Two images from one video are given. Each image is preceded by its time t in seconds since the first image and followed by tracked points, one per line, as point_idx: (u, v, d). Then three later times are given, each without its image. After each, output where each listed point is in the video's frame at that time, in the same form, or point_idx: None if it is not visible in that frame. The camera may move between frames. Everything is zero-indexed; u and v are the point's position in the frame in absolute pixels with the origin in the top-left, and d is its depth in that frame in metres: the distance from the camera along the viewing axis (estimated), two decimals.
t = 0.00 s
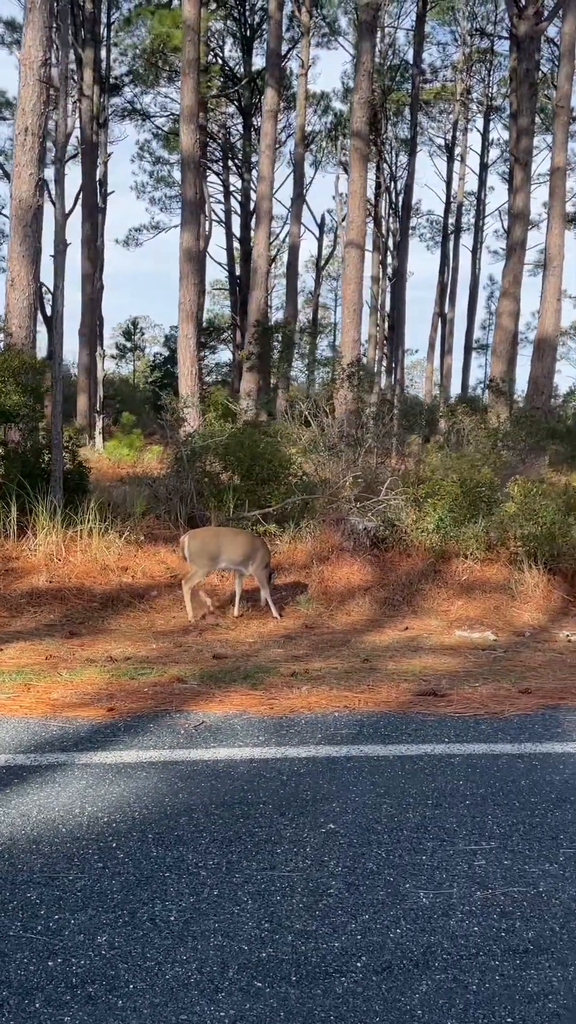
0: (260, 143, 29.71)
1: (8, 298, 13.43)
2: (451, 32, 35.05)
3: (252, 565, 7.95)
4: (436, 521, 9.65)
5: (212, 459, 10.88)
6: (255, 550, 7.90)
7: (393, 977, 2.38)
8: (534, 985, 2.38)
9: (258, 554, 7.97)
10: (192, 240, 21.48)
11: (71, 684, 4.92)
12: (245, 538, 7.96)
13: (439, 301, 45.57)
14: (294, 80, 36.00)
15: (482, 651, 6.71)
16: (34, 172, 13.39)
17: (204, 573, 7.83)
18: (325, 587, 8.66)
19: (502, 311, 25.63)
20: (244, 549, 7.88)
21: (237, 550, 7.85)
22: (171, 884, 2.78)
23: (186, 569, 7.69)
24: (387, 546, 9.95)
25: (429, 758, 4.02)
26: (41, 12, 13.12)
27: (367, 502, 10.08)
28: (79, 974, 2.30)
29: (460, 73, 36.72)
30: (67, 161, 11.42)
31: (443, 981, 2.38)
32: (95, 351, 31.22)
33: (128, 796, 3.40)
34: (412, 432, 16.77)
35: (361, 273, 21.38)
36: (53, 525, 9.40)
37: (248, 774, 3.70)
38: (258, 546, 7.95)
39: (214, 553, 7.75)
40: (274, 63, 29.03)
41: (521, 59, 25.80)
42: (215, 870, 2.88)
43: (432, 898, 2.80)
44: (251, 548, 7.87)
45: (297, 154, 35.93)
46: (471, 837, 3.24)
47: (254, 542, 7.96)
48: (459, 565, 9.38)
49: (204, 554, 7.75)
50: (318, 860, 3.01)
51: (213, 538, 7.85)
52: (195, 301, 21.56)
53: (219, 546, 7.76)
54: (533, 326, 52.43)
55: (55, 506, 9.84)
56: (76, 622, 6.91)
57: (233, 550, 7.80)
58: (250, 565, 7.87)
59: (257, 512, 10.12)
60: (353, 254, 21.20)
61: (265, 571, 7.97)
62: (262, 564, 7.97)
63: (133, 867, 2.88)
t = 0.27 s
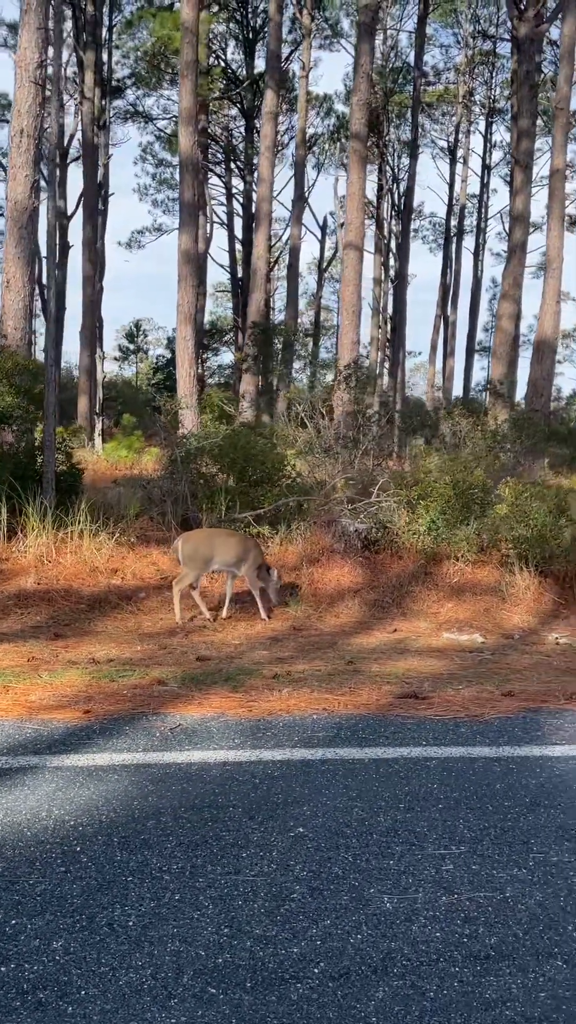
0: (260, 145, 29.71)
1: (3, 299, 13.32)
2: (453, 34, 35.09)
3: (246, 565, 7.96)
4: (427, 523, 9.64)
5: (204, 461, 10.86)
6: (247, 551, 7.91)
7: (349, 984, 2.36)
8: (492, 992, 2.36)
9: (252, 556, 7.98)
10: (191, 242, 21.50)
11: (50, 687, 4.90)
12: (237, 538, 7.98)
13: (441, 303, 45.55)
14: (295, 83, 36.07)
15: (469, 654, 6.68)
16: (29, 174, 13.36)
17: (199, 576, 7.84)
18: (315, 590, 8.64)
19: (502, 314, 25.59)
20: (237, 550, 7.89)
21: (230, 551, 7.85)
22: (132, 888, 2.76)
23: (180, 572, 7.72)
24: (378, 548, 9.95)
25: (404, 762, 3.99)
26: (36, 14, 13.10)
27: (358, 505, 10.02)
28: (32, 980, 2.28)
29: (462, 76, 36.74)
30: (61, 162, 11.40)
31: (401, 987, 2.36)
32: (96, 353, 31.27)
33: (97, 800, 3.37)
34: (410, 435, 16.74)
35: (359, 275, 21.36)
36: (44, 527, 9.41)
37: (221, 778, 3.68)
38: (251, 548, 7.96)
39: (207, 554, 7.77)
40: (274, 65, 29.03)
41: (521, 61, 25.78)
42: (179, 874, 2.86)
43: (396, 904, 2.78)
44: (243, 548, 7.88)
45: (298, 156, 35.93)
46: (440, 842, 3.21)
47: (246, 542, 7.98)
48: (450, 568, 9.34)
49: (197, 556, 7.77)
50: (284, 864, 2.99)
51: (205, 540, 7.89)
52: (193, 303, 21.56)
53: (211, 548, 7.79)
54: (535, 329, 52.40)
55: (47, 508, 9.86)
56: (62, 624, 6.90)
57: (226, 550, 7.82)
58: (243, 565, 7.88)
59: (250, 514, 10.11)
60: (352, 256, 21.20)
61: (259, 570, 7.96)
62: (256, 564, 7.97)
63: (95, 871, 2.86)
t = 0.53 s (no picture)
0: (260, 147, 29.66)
1: None
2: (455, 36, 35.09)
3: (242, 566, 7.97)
4: (419, 526, 9.59)
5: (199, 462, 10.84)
6: (244, 552, 7.92)
7: (304, 991, 2.33)
8: (446, 998, 2.33)
9: (250, 559, 8.00)
10: (189, 244, 21.48)
11: (30, 689, 4.87)
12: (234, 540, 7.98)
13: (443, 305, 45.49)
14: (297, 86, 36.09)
15: (455, 656, 6.65)
16: (25, 176, 13.28)
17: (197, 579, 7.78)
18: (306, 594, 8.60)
19: (503, 316, 25.52)
20: (233, 551, 7.88)
21: (228, 553, 7.85)
22: (92, 892, 2.73)
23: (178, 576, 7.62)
24: (369, 550, 9.94)
25: (380, 765, 3.96)
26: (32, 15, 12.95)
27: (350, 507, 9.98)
28: None
29: (464, 78, 36.84)
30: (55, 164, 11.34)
31: (355, 993, 2.33)
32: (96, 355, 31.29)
33: (64, 803, 3.35)
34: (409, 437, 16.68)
35: (359, 277, 21.29)
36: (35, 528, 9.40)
37: (193, 781, 3.65)
38: (248, 550, 7.97)
39: (206, 557, 7.72)
40: (274, 68, 29.00)
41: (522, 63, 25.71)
42: (141, 878, 2.84)
43: (358, 909, 2.75)
44: (240, 549, 7.89)
45: (299, 159, 35.92)
46: (408, 846, 3.18)
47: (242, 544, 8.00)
48: (440, 570, 9.32)
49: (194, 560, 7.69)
50: (248, 867, 2.96)
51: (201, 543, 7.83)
52: (192, 305, 21.53)
53: (208, 550, 7.74)
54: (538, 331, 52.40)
55: (39, 510, 9.85)
56: (46, 626, 6.88)
57: (223, 552, 7.78)
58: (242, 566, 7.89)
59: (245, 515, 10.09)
60: (351, 258, 21.14)
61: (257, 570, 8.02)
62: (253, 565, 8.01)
63: (56, 875, 2.83)
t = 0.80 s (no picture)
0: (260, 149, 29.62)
1: None
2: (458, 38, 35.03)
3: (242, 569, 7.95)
4: (410, 527, 9.55)
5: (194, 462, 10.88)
6: (243, 554, 7.93)
7: (259, 997, 2.30)
8: (403, 1005, 2.30)
9: (249, 560, 8.01)
10: (188, 245, 21.46)
11: (10, 690, 4.87)
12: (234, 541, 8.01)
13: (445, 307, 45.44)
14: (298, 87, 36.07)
15: (443, 658, 6.62)
16: (20, 177, 13.14)
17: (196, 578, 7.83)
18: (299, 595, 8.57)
19: (504, 318, 25.46)
20: (233, 553, 7.91)
21: (227, 554, 7.91)
22: (54, 896, 2.72)
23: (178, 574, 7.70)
24: (359, 551, 9.95)
25: (355, 768, 3.94)
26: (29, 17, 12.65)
27: (341, 508, 9.95)
28: None
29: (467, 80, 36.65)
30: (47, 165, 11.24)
31: (311, 999, 2.31)
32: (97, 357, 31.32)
33: (33, 805, 3.34)
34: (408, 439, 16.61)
35: (358, 279, 21.24)
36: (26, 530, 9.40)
37: (164, 783, 3.63)
38: (248, 551, 8.00)
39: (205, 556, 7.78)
40: (274, 69, 28.95)
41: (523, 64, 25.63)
42: (104, 882, 2.81)
43: (321, 913, 2.72)
44: (240, 550, 7.91)
45: (301, 160, 35.88)
46: (377, 850, 3.16)
47: (243, 545, 8.02)
48: (431, 572, 9.29)
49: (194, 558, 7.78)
50: (212, 871, 2.94)
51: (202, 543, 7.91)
52: (190, 306, 21.52)
53: (208, 550, 7.81)
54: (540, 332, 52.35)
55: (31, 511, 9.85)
56: (32, 628, 6.85)
57: (223, 552, 7.83)
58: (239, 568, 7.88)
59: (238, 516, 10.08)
60: (350, 259, 21.10)
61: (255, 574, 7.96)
62: (251, 567, 7.97)
63: (18, 879, 2.82)
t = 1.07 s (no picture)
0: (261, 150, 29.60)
1: None
2: (460, 40, 35.01)
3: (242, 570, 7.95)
4: (403, 528, 9.54)
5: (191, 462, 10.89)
6: (244, 554, 7.95)
7: (222, 1000, 2.28)
8: (366, 1010, 2.29)
9: (252, 560, 8.00)
10: (187, 246, 21.44)
11: None
12: (237, 542, 8.04)
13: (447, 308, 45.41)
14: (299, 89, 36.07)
15: (433, 660, 6.61)
16: (17, 178, 13.02)
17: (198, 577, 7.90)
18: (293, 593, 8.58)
19: (504, 319, 25.44)
20: (234, 553, 7.95)
21: (229, 554, 7.93)
22: (22, 899, 2.70)
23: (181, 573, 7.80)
24: (352, 552, 9.94)
25: (335, 770, 3.92)
26: (26, 16, 12.47)
27: (333, 509, 9.95)
28: None
29: (469, 82, 36.63)
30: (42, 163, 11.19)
31: (275, 1003, 2.28)
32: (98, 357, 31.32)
33: (7, 807, 3.34)
34: (407, 439, 16.62)
35: (357, 279, 21.22)
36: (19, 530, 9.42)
37: (143, 784, 3.63)
38: (250, 552, 7.98)
39: (207, 555, 7.85)
40: (275, 70, 28.94)
41: (524, 65, 25.60)
42: (71, 886, 2.80)
43: (291, 916, 2.71)
44: (241, 551, 7.93)
45: (302, 162, 35.92)
46: (352, 852, 3.14)
47: (245, 546, 8.04)
48: (425, 573, 9.28)
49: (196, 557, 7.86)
50: (184, 874, 2.93)
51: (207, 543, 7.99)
52: (189, 307, 21.51)
53: (210, 549, 7.87)
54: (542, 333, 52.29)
55: (26, 512, 9.88)
56: (20, 629, 6.86)
57: (224, 551, 7.89)
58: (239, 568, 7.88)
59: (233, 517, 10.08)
60: (350, 260, 21.08)
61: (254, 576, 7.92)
62: (250, 568, 7.95)
63: None
